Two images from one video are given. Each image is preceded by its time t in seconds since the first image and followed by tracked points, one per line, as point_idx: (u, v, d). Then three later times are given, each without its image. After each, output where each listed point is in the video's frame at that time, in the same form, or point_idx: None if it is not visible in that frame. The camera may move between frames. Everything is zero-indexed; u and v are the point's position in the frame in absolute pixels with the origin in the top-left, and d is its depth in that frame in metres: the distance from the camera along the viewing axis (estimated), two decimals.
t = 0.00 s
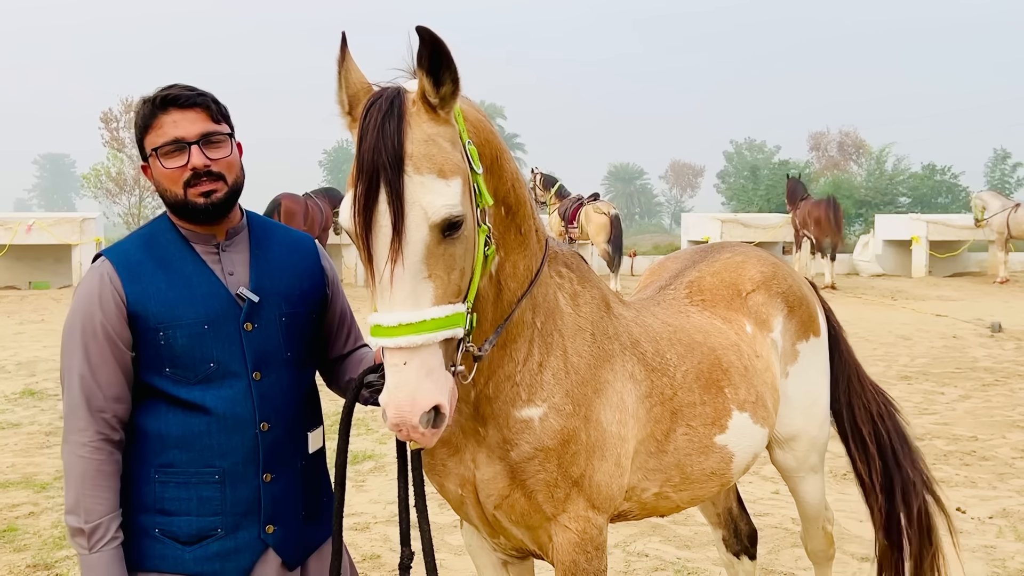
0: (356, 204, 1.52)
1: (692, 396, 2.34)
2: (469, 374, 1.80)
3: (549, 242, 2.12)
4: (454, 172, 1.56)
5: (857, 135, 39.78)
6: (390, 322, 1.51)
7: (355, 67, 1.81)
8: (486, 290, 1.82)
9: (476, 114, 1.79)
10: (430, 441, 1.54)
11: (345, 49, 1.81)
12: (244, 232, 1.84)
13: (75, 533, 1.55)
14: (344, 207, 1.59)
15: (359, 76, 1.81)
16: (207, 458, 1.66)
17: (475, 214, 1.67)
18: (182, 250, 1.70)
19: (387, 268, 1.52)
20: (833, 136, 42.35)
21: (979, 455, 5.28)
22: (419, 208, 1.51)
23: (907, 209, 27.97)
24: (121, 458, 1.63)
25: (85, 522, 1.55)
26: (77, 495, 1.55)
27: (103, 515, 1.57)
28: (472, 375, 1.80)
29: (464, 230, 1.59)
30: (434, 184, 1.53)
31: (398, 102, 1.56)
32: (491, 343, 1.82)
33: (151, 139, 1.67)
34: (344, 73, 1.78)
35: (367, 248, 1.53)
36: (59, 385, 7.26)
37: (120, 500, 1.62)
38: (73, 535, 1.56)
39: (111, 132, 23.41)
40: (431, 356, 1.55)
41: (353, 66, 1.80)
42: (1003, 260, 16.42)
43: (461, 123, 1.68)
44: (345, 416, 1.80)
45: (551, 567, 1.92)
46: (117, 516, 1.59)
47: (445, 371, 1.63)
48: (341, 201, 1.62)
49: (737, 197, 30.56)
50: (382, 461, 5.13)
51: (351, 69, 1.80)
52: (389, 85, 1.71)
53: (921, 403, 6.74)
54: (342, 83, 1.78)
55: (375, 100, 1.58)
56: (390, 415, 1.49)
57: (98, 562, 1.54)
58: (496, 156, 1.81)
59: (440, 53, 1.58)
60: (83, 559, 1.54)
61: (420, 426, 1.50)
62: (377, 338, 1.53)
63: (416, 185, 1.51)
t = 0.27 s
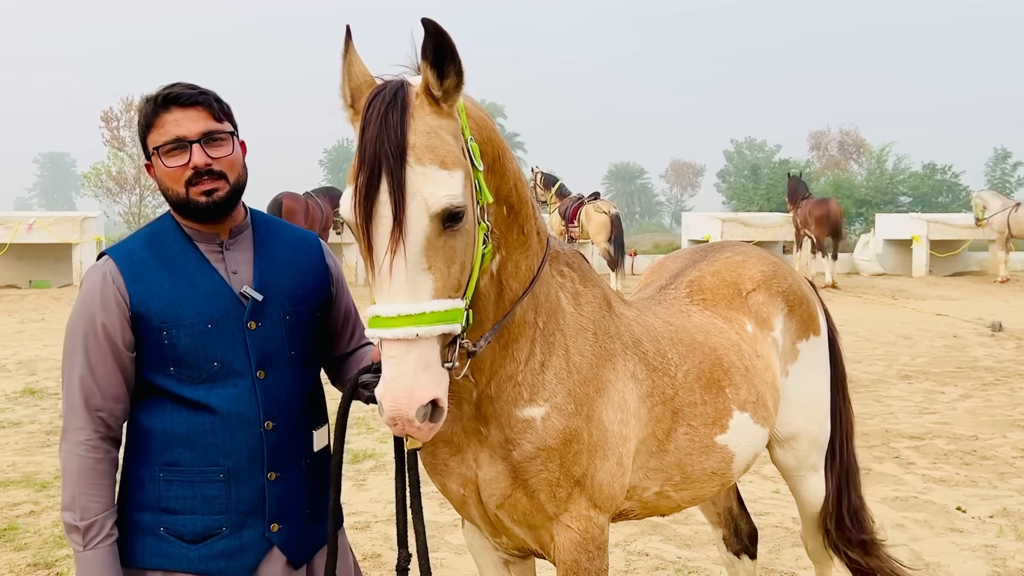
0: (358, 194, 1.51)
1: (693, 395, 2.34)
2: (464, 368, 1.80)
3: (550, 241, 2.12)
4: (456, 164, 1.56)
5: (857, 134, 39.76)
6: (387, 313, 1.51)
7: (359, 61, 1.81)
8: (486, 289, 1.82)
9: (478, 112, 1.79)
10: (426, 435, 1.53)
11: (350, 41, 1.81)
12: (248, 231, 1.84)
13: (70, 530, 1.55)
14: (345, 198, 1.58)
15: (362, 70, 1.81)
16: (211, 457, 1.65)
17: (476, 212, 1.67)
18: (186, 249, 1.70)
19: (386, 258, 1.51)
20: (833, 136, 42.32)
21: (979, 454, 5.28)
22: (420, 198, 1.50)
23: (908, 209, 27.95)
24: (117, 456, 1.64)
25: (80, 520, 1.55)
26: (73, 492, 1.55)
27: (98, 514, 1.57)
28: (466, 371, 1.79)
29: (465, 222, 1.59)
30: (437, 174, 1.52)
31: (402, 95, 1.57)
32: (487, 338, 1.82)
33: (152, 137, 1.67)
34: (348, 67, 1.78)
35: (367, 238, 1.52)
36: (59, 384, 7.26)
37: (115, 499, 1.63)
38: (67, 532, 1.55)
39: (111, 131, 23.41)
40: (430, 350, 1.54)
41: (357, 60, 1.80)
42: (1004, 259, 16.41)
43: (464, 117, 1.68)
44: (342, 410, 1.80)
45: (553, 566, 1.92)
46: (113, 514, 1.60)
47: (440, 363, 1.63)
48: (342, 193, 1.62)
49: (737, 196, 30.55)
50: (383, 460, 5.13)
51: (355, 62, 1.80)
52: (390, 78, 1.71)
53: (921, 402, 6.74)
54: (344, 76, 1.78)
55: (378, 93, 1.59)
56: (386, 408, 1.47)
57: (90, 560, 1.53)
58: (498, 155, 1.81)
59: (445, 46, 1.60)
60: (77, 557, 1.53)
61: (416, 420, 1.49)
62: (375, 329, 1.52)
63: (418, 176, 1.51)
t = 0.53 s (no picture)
0: (354, 200, 1.52)
1: (694, 395, 2.33)
2: (468, 373, 1.80)
3: (551, 241, 2.12)
4: (453, 169, 1.56)
5: (858, 134, 39.76)
6: (384, 319, 1.50)
7: (355, 65, 1.80)
8: (488, 291, 1.81)
9: (477, 113, 1.78)
10: (421, 442, 1.53)
11: (346, 45, 1.81)
12: (250, 230, 1.83)
13: (71, 528, 1.54)
14: (342, 204, 1.58)
15: (359, 73, 1.80)
16: (210, 457, 1.65)
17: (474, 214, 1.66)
18: (187, 248, 1.69)
19: (384, 264, 1.51)
20: (834, 135, 42.30)
21: (980, 454, 5.28)
22: (417, 203, 1.51)
23: (908, 208, 27.94)
24: (118, 454, 1.64)
25: (81, 518, 1.55)
26: (74, 490, 1.55)
27: (99, 511, 1.57)
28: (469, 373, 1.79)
29: (463, 227, 1.59)
30: (433, 180, 1.53)
31: (398, 99, 1.57)
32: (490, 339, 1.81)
33: (154, 137, 1.67)
34: (344, 71, 1.78)
35: (364, 244, 1.52)
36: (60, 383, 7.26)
37: (116, 497, 1.62)
38: (68, 530, 1.55)
39: (112, 130, 23.41)
40: (427, 356, 1.53)
41: (353, 63, 1.80)
42: (1004, 259, 16.40)
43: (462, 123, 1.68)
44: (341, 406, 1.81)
45: (554, 566, 1.92)
46: (113, 512, 1.59)
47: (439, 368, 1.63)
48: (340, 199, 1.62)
49: (737, 196, 30.54)
50: (383, 459, 5.13)
51: (351, 65, 1.79)
52: (389, 80, 1.71)
53: (922, 402, 6.73)
54: (342, 80, 1.78)
55: (374, 98, 1.59)
56: (384, 414, 1.47)
57: (91, 558, 1.53)
58: (498, 156, 1.81)
59: (440, 50, 1.58)
60: (78, 555, 1.53)
61: (414, 427, 1.49)
62: (372, 335, 1.52)
63: (415, 181, 1.51)
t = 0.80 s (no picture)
0: (357, 193, 1.51)
1: (695, 395, 2.33)
2: (465, 372, 1.79)
3: (551, 241, 2.12)
4: (457, 167, 1.56)
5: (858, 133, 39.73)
6: (384, 315, 1.50)
7: (359, 61, 1.81)
8: (488, 293, 1.82)
9: (480, 112, 1.79)
10: (423, 440, 1.51)
11: (351, 40, 1.81)
12: (251, 230, 1.83)
13: (72, 527, 1.54)
14: (344, 200, 1.58)
15: (363, 69, 1.80)
16: (210, 457, 1.65)
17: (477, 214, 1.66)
18: (188, 248, 1.69)
19: (386, 259, 1.51)
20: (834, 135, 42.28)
21: (980, 454, 5.27)
22: (421, 198, 1.50)
23: (909, 207, 27.93)
24: (119, 453, 1.63)
25: (82, 517, 1.55)
26: (75, 490, 1.55)
27: (100, 510, 1.57)
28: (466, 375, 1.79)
29: (466, 226, 1.59)
30: (437, 177, 1.52)
31: (403, 95, 1.57)
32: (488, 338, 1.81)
33: (155, 137, 1.67)
34: (348, 66, 1.78)
35: (367, 239, 1.51)
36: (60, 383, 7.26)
37: (116, 496, 1.62)
38: (69, 529, 1.55)
39: (112, 130, 23.41)
40: (427, 353, 1.53)
41: (358, 60, 1.80)
42: (1004, 258, 16.40)
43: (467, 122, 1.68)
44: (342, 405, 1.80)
45: (554, 567, 1.92)
46: (114, 511, 1.59)
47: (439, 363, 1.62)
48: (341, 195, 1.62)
49: (738, 195, 30.54)
50: (384, 459, 5.13)
51: (355, 62, 1.79)
52: (393, 79, 1.71)
53: (922, 401, 6.73)
54: (346, 76, 1.78)
55: (379, 94, 1.59)
56: (383, 411, 1.46)
57: (93, 557, 1.53)
58: (501, 156, 1.81)
59: (450, 47, 1.60)
60: (79, 554, 1.53)
61: (414, 424, 1.48)
62: (371, 331, 1.51)
63: (419, 176, 1.51)
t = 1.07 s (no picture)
0: (348, 223, 1.51)
1: (695, 395, 2.33)
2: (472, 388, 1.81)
3: (550, 241, 2.12)
4: (447, 188, 1.55)
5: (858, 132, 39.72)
6: (383, 342, 1.51)
7: (342, 86, 1.81)
8: (485, 303, 1.82)
9: (470, 126, 1.79)
10: (431, 461, 1.52)
11: (330, 67, 1.80)
12: (251, 231, 1.83)
13: (70, 526, 1.54)
14: (335, 228, 1.58)
15: (346, 94, 1.80)
16: (208, 457, 1.65)
17: (471, 232, 1.66)
18: (188, 248, 1.69)
19: (381, 287, 1.51)
20: (834, 135, 42.26)
21: (980, 453, 5.27)
22: (412, 224, 1.50)
23: (909, 207, 27.92)
24: (117, 453, 1.64)
25: (79, 516, 1.55)
26: (72, 489, 1.55)
27: (97, 510, 1.57)
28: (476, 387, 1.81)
29: (460, 246, 1.58)
30: (427, 201, 1.51)
31: (388, 119, 1.57)
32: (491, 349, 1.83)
33: (154, 137, 1.67)
34: (332, 91, 1.78)
35: (361, 267, 1.52)
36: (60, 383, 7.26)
37: (114, 496, 1.63)
38: (67, 528, 1.55)
39: (112, 130, 23.42)
40: (429, 376, 1.54)
41: (340, 85, 1.80)
42: (1005, 257, 16.39)
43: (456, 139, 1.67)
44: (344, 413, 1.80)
45: (552, 568, 1.92)
46: (112, 511, 1.59)
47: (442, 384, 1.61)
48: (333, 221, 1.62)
49: (738, 195, 30.53)
50: (384, 459, 5.13)
51: (337, 87, 1.79)
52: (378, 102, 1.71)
53: (922, 401, 6.73)
54: (329, 102, 1.78)
55: (365, 118, 1.59)
56: (387, 436, 1.48)
57: (90, 556, 1.53)
58: (493, 165, 1.81)
59: (437, 66, 1.59)
60: (76, 553, 1.53)
61: (419, 447, 1.49)
62: (372, 359, 1.53)
63: (409, 202, 1.50)
